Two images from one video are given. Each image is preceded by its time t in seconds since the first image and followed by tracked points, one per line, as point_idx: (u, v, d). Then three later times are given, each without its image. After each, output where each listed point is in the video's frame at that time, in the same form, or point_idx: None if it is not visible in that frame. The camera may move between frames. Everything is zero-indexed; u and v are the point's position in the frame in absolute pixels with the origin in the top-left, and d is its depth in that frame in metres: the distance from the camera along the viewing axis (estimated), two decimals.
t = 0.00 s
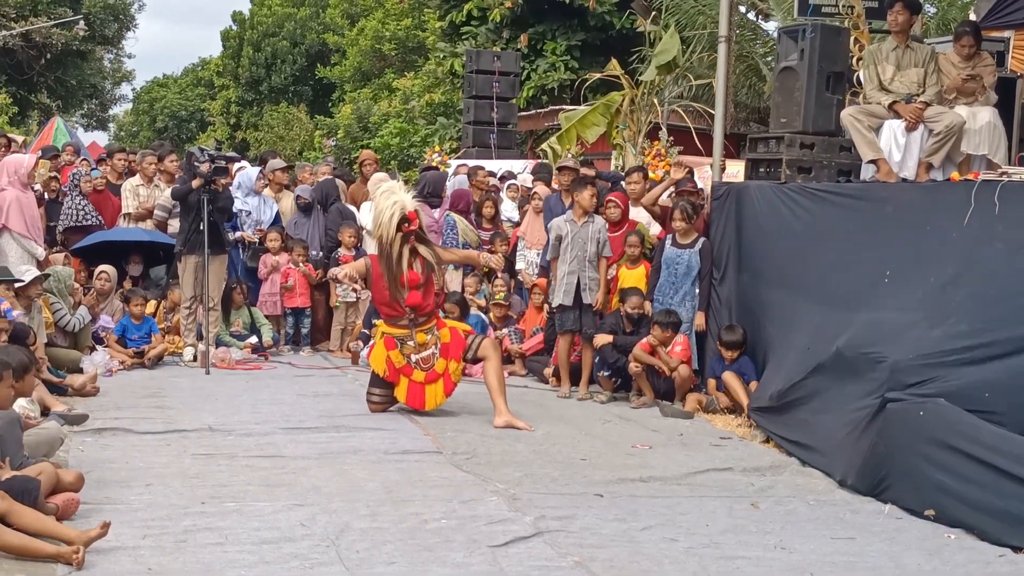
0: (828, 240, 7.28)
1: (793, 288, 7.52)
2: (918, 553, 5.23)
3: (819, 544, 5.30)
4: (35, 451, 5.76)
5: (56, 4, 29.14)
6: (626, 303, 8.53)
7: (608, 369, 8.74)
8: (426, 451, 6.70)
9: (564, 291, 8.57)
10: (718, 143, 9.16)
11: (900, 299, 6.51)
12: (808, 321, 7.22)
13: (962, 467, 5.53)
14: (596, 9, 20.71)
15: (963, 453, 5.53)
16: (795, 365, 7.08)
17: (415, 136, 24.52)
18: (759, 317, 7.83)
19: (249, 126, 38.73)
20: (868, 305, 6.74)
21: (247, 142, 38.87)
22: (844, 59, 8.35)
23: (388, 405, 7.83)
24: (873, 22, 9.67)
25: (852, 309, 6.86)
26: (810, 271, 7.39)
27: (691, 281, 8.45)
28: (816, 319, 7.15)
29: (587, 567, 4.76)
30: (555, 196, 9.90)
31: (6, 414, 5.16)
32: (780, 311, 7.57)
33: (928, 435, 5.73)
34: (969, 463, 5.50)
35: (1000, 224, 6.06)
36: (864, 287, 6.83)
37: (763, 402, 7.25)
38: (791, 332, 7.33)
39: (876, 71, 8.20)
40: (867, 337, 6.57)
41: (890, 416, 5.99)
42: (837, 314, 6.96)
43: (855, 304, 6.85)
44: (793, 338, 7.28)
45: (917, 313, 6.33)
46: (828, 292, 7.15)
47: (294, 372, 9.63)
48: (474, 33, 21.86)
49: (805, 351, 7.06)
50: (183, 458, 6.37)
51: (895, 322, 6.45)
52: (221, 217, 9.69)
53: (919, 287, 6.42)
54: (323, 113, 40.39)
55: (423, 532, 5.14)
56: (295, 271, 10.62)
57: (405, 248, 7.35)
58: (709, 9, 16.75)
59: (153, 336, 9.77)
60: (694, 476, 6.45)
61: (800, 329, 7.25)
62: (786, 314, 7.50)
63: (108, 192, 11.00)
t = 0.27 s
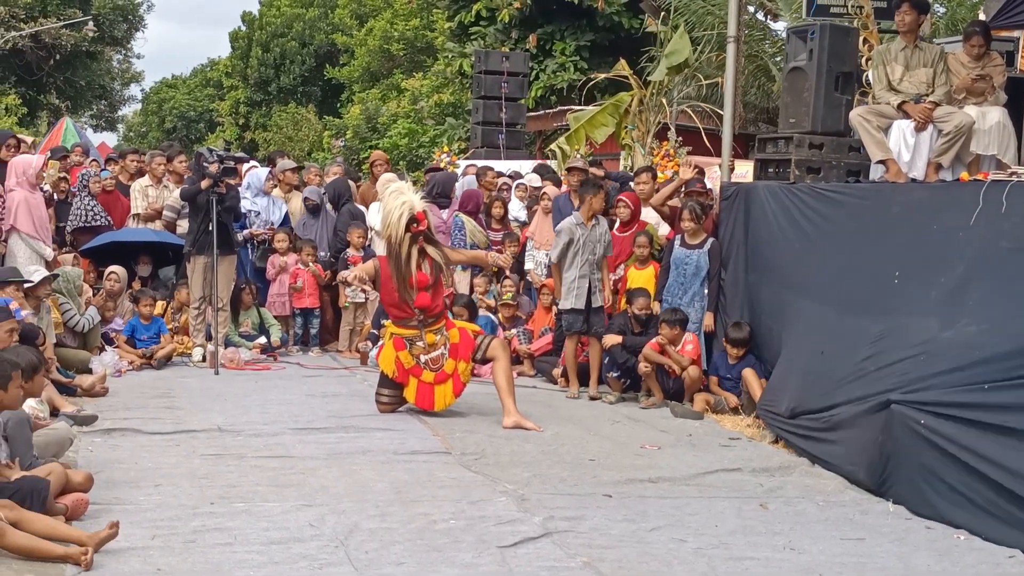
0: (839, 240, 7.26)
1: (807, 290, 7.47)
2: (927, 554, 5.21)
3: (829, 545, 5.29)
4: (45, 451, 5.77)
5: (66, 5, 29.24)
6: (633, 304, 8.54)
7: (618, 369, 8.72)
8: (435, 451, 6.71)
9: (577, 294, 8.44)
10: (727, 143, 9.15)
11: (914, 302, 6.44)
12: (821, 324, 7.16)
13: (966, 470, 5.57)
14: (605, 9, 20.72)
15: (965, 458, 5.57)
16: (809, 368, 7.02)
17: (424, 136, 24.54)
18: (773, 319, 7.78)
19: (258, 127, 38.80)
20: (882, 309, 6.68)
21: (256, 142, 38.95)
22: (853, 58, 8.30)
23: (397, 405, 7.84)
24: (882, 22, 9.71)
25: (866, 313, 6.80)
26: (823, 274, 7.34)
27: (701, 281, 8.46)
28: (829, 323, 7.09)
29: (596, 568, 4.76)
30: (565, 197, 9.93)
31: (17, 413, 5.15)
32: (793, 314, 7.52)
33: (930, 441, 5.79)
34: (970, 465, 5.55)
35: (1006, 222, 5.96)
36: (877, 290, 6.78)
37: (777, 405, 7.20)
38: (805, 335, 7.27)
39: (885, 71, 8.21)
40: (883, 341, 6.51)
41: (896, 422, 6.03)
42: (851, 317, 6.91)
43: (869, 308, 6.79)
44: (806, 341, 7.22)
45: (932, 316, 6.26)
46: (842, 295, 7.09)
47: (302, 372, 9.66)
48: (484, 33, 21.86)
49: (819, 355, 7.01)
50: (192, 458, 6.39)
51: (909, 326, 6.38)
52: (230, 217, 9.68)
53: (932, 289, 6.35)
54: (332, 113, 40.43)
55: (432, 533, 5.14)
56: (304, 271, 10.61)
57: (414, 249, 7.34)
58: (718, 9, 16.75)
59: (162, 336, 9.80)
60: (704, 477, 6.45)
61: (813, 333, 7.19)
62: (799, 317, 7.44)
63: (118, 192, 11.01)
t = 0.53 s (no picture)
0: (846, 242, 7.23)
1: (814, 293, 7.41)
2: (931, 554, 5.21)
3: (833, 546, 5.29)
4: (49, 452, 5.78)
5: (70, 7, 29.28)
6: (634, 306, 8.52)
7: (621, 369, 8.72)
8: (439, 452, 6.71)
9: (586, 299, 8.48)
10: (731, 143, 9.16)
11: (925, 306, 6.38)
12: (829, 328, 7.10)
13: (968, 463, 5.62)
14: (609, 10, 20.72)
15: (965, 447, 5.62)
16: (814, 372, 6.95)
17: (428, 137, 24.56)
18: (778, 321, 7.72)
19: (262, 128, 38.83)
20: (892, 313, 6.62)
21: (259, 143, 38.99)
22: (857, 59, 8.33)
23: (401, 406, 7.85)
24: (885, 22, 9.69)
25: (875, 317, 6.74)
26: (831, 276, 7.28)
27: (704, 282, 8.48)
28: (838, 326, 7.03)
29: (600, 568, 4.76)
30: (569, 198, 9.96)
31: (21, 415, 5.20)
32: (800, 317, 7.46)
33: (928, 432, 5.83)
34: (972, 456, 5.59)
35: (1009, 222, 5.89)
36: (887, 294, 6.72)
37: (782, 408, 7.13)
38: (812, 338, 7.21)
39: (889, 72, 8.21)
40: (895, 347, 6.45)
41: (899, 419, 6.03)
42: (860, 322, 6.85)
43: (879, 312, 6.74)
44: (813, 344, 7.16)
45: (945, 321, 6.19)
46: (850, 299, 7.03)
47: (306, 373, 9.68)
48: (487, 35, 21.86)
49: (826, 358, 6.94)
50: (197, 459, 6.39)
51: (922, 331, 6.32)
52: (234, 218, 9.69)
53: (941, 292, 6.28)
54: (335, 114, 40.46)
55: (436, 533, 5.15)
56: (308, 273, 10.62)
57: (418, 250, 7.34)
58: (722, 10, 16.76)
59: (166, 336, 9.81)
60: (707, 478, 6.45)
61: (821, 336, 7.13)
62: (807, 320, 7.39)
63: (122, 194, 11.04)
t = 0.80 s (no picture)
0: (845, 241, 7.22)
1: (814, 290, 7.40)
2: (933, 554, 5.20)
3: (834, 546, 5.29)
4: (51, 452, 5.78)
5: (72, 7, 29.32)
6: (633, 307, 8.52)
7: (623, 369, 8.69)
8: (440, 452, 6.71)
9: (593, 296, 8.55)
10: (733, 142, 9.13)
11: (934, 306, 6.40)
12: (830, 325, 7.09)
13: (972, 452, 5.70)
14: (611, 10, 20.72)
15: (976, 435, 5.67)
16: (814, 368, 6.92)
17: (430, 137, 24.57)
18: (773, 317, 7.70)
19: (264, 128, 38.84)
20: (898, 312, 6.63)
21: (262, 143, 39.00)
22: (859, 59, 8.30)
23: (403, 406, 7.84)
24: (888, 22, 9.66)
25: (880, 316, 6.74)
26: (831, 274, 7.27)
27: (706, 282, 8.47)
28: (839, 323, 7.02)
29: (602, 568, 4.76)
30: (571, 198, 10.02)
31: (23, 415, 5.21)
32: (800, 314, 7.45)
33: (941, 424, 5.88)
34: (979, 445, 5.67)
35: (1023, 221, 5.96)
36: (892, 292, 6.73)
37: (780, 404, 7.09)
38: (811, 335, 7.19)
39: (891, 71, 8.21)
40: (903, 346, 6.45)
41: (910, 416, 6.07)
42: (863, 319, 6.84)
43: (884, 310, 6.74)
44: (813, 341, 7.14)
45: (956, 322, 6.23)
46: (853, 297, 7.03)
47: (308, 373, 9.68)
48: (489, 34, 21.85)
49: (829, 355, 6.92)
50: (198, 459, 6.40)
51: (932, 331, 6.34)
52: (236, 218, 9.71)
53: (952, 292, 6.32)
54: (337, 114, 40.47)
55: (437, 533, 5.15)
56: (311, 274, 10.58)
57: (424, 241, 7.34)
58: (724, 10, 16.76)
59: (168, 336, 9.83)
60: (709, 478, 6.44)
61: (821, 333, 7.12)
62: (807, 316, 7.37)
63: (124, 193, 11.05)
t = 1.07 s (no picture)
0: (846, 241, 7.19)
1: (811, 289, 7.38)
2: (934, 554, 5.20)
3: (835, 546, 5.29)
4: (52, 452, 5.79)
5: (73, 7, 29.33)
6: (632, 308, 8.53)
7: (624, 369, 8.68)
8: (441, 452, 6.72)
9: (598, 294, 8.63)
10: (733, 142, 9.11)
11: (941, 307, 6.41)
12: (834, 325, 7.10)
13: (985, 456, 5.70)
14: (611, 10, 20.71)
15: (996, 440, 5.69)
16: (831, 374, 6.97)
17: (430, 137, 24.56)
18: (768, 316, 7.67)
19: (265, 128, 38.83)
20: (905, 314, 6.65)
21: (262, 143, 39.00)
22: (859, 59, 8.28)
23: (404, 406, 7.83)
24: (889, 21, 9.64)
25: (889, 318, 6.75)
26: (830, 272, 7.25)
27: (708, 281, 8.44)
28: (844, 325, 7.03)
29: (603, 568, 4.76)
30: (572, 197, 9.95)
31: (24, 415, 5.20)
32: (798, 312, 7.43)
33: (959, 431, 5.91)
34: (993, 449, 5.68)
35: None
36: (896, 293, 6.73)
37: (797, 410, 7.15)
38: (817, 336, 7.20)
39: (892, 71, 8.21)
40: (920, 351, 6.51)
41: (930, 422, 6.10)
42: (871, 322, 6.84)
43: (890, 311, 6.75)
44: (821, 343, 7.16)
45: (966, 324, 6.25)
46: (853, 297, 7.02)
47: (309, 372, 9.69)
48: (489, 34, 21.84)
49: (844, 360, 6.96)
50: (199, 458, 6.40)
51: (944, 335, 6.37)
52: (237, 218, 9.71)
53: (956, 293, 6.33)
54: (338, 114, 40.48)
55: (438, 533, 5.15)
56: (312, 274, 10.61)
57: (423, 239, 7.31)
58: (724, 10, 16.78)
59: (169, 336, 9.82)
60: (710, 478, 6.44)
61: (828, 334, 7.13)
62: (806, 316, 7.36)
63: (125, 193, 11.06)
